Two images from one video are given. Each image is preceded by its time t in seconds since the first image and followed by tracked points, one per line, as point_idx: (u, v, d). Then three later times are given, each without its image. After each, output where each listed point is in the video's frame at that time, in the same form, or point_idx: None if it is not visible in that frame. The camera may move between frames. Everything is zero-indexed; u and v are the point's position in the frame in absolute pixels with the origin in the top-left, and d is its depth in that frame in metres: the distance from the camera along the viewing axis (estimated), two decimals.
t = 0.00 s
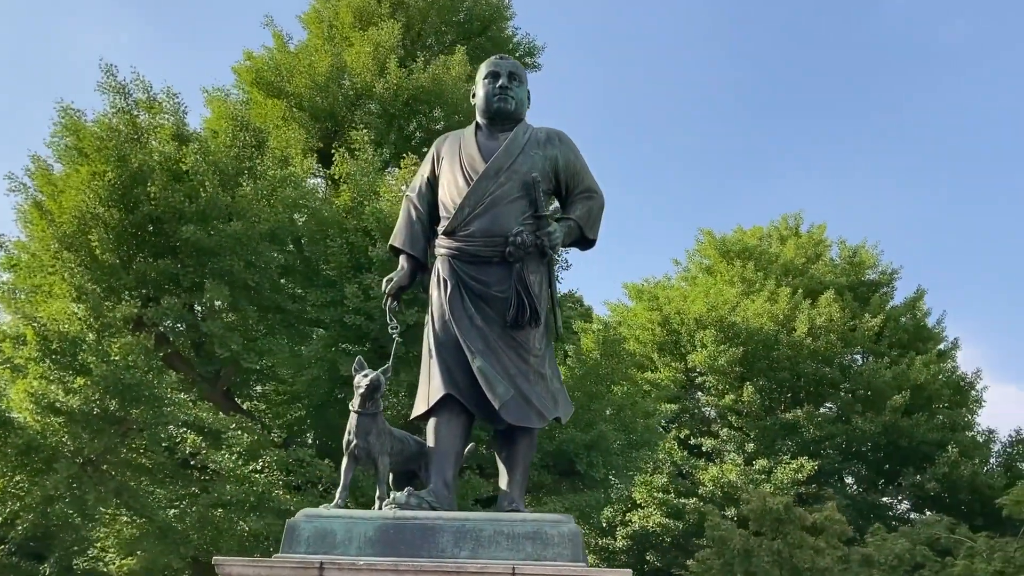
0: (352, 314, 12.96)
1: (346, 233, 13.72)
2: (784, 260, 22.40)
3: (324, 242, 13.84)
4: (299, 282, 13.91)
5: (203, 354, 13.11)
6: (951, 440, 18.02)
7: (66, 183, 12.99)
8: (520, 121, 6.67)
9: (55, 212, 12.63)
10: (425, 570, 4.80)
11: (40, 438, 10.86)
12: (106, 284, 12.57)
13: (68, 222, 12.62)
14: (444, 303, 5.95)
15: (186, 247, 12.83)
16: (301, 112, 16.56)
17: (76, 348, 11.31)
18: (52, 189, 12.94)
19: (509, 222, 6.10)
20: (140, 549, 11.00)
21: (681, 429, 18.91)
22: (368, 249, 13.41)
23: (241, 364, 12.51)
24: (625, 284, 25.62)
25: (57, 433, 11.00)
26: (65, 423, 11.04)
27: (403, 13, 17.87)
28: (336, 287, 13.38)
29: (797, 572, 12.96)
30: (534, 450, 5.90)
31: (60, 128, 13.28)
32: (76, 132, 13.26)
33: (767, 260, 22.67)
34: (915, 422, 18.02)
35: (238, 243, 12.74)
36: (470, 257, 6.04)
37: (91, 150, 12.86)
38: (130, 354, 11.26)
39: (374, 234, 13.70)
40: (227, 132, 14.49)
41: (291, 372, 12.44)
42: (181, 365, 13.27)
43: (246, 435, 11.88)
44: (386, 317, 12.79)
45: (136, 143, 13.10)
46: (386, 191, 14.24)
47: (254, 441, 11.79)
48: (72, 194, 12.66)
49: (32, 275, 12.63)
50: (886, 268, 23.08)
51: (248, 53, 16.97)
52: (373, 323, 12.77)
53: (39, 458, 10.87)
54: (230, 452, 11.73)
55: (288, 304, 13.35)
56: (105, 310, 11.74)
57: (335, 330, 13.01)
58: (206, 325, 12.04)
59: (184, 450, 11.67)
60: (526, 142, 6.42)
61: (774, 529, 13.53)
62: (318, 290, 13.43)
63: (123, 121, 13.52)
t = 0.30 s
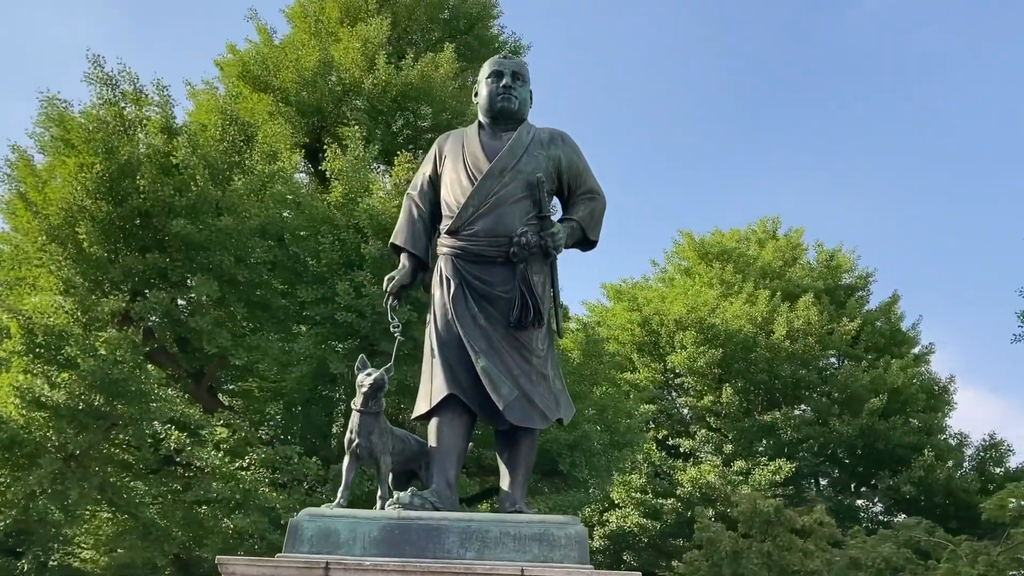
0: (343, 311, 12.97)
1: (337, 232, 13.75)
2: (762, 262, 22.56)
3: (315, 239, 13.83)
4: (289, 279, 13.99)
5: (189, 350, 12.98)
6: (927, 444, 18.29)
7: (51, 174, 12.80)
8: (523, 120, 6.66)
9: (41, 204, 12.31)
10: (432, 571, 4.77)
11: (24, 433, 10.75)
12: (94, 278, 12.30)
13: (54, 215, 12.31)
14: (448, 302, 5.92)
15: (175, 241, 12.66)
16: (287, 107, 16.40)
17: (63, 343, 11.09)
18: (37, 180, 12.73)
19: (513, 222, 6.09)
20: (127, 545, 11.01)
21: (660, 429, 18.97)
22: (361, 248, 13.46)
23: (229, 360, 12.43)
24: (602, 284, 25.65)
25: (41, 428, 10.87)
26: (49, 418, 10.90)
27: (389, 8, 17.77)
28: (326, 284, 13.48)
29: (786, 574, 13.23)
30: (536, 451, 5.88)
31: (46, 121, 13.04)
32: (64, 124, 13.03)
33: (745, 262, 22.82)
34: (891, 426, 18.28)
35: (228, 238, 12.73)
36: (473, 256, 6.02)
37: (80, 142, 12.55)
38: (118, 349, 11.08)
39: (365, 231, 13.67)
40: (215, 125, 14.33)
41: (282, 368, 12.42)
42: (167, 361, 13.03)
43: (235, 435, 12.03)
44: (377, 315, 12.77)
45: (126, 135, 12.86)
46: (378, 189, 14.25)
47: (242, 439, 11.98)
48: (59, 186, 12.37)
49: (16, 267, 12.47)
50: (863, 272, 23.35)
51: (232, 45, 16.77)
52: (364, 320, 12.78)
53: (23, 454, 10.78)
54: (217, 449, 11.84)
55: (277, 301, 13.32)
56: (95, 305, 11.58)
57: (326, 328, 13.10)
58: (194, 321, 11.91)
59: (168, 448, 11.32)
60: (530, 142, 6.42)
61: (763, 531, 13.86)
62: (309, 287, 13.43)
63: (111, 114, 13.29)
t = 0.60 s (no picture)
0: (335, 308, 13.02)
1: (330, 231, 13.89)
2: (741, 265, 22.74)
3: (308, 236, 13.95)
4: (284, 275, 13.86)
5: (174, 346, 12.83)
6: (902, 447, 18.58)
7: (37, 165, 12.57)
8: (525, 119, 6.66)
9: (26, 194, 12.13)
10: (440, 570, 4.74)
11: (9, 427, 10.60)
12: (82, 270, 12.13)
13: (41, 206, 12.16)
14: (451, 299, 5.90)
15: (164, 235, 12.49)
16: (273, 101, 16.27)
17: (48, 336, 11.15)
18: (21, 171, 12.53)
19: (516, 220, 6.09)
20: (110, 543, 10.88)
21: (639, 429, 19.03)
22: (354, 245, 13.51)
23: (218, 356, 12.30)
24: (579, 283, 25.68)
25: (26, 423, 10.71)
26: (34, 413, 10.71)
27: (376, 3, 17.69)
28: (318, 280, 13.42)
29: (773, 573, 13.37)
30: (538, 450, 5.86)
31: (31, 109, 12.71)
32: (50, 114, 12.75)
33: (723, 265, 22.99)
34: (868, 429, 18.53)
35: (220, 233, 12.59)
36: (477, 254, 6.01)
37: (68, 133, 12.40)
38: (106, 343, 10.91)
39: (357, 228, 13.63)
40: (205, 119, 14.20)
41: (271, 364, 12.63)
42: (152, 357, 12.84)
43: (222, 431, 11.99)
44: (369, 312, 12.84)
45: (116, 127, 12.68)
46: (368, 187, 14.22)
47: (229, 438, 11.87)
48: (46, 177, 12.21)
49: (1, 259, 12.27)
50: (838, 276, 23.64)
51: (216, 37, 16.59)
52: (356, 317, 12.88)
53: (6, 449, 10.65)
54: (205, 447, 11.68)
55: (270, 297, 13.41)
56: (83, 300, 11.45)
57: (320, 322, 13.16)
58: (183, 317, 11.72)
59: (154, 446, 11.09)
60: (532, 141, 6.43)
61: (752, 532, 13.96)
62: (302, 284, 13.36)
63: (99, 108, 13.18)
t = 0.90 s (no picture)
0: (326, 304, 12.86)
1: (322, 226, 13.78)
2: (718, 268, 22.86)
3: (299, 232, 13.83)
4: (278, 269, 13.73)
5: (158, 341, 12.91)
6: (876, 450, 18.83)
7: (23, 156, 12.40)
8: (527, 118, 6.66)
9: (12, 185, 11.96)
10: (448, 571, 4.72)
11: None
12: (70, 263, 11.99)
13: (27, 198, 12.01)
14: (454, 298, 5.87)
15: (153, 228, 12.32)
16: (261, 95, 16.15)
17: (35, 328, 10.93)
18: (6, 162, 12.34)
19: (520, 220, 6.07)
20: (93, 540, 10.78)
21: (617, 430, 19.07)
22: (347, 241, 13.37)
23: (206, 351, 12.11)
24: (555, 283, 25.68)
25: (10, 418, 10.51)
26: (18, 408, 10.54)
27: None
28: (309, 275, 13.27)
29: (761, 573, 13.45)
30: (539, 450, 5.86)
31: (17, 99, 12.51)
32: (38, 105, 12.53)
33: (701, 267, 23.12)
34: (843, 431, 18.73)
35: (211, 228, 12.44)
36: (480, 253, 5.99)
37: (56, 124, 12.20)
38: (94, 337, 10.75)
39: (350, 224, 13.54)
40: (194, 112, 14.07)
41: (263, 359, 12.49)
42: (138, 352, 12.58)
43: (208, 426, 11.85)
44: (360, 310, 12.69)
45: (106, 119, 12.50)
46: (357, 183, 14.14)
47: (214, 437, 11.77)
48: (32, 167, 12.01)
49: None
50: (812, 280, 23.87)
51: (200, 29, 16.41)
52: (348, 315, 12.68)
53: None
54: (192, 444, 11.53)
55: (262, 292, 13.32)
56: (71, 293, 11.28)
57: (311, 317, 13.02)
58: (172, 312, 11.55)
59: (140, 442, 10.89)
60: (535, 140, 6.42)
61: (740, 534, 14.07)
62: (292, 279, 13.26)
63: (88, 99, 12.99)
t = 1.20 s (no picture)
0: (319, 302, 12.92)
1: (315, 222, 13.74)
2: (695, 271, 22.94)
3: (292, 228, 13.81)
4: (274, 267, 13.72)
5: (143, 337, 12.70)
6: (851, 452, 19.03)
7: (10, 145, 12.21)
8: (531, 119, 6.66)
9: None
10: (458, 571, 4.70)
11: None
12: (60, 255, 11.86)
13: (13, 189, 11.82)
14: (458, 297, 5.86)
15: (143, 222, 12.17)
16: (247, 89, 16.03)
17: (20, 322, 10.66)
18: None
19: (525, 220, 6.07)
20: (74, 540, 10.67)
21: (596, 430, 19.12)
22: (340, 239, 13.36)
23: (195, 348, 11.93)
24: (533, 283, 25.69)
25: None
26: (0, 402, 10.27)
27: None
28: (301, 271, 13.27)
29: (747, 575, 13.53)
30: (542, 450, 5.86)
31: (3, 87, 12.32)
32: (25, 95, 12.32)
33: (679, 269, 23.26)
34: (818, 434, 18.90)
35: (202, 223, 12.32)
36: (484, 253, 5.97)
37: (44, 114, 12.00)
38: (83, 333, 10.62)
39: (344, 221, 13.53)
40: (183, 105, 13.91)
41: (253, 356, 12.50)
42: (123, 348, 12.44)
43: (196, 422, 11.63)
44: (354, 308, 12.78)
45: (96, 109, 12.33)
46: (344, 180, 14.07)
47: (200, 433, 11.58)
48: (18, 158, 11.81)
49: None
50: (786, 284, 24.08)
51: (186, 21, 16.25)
52: (340, 313, 12.75)
53: None
54: (179, 441, 11.35)
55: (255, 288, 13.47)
56: (61, 288, 11.12)
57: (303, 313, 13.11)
58: (165, 308, 11.39)
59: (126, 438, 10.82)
60: (539, 141, 6.42)
61: (729, 535, 14.10)
62: (283, 276, 13.22)
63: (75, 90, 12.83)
